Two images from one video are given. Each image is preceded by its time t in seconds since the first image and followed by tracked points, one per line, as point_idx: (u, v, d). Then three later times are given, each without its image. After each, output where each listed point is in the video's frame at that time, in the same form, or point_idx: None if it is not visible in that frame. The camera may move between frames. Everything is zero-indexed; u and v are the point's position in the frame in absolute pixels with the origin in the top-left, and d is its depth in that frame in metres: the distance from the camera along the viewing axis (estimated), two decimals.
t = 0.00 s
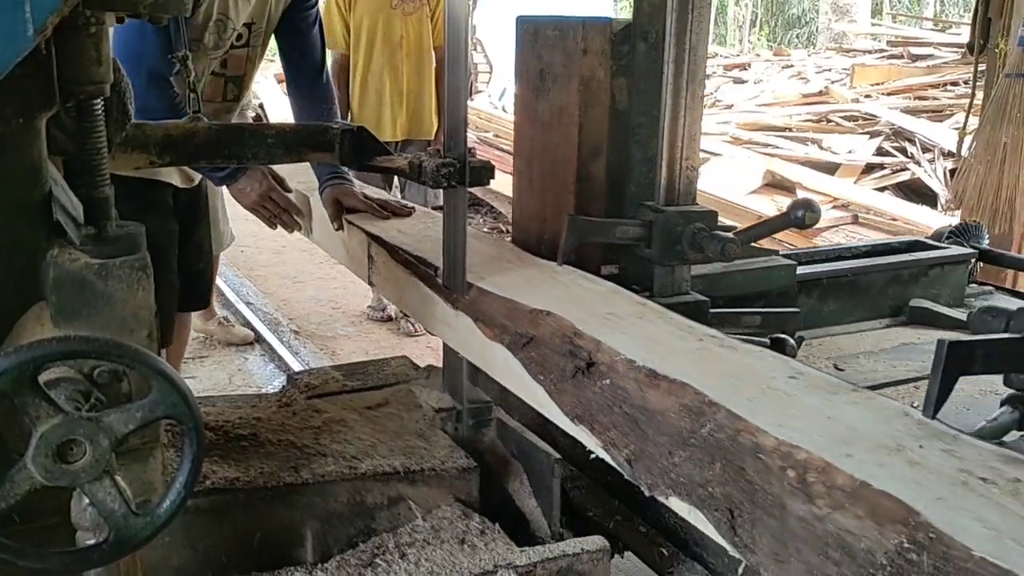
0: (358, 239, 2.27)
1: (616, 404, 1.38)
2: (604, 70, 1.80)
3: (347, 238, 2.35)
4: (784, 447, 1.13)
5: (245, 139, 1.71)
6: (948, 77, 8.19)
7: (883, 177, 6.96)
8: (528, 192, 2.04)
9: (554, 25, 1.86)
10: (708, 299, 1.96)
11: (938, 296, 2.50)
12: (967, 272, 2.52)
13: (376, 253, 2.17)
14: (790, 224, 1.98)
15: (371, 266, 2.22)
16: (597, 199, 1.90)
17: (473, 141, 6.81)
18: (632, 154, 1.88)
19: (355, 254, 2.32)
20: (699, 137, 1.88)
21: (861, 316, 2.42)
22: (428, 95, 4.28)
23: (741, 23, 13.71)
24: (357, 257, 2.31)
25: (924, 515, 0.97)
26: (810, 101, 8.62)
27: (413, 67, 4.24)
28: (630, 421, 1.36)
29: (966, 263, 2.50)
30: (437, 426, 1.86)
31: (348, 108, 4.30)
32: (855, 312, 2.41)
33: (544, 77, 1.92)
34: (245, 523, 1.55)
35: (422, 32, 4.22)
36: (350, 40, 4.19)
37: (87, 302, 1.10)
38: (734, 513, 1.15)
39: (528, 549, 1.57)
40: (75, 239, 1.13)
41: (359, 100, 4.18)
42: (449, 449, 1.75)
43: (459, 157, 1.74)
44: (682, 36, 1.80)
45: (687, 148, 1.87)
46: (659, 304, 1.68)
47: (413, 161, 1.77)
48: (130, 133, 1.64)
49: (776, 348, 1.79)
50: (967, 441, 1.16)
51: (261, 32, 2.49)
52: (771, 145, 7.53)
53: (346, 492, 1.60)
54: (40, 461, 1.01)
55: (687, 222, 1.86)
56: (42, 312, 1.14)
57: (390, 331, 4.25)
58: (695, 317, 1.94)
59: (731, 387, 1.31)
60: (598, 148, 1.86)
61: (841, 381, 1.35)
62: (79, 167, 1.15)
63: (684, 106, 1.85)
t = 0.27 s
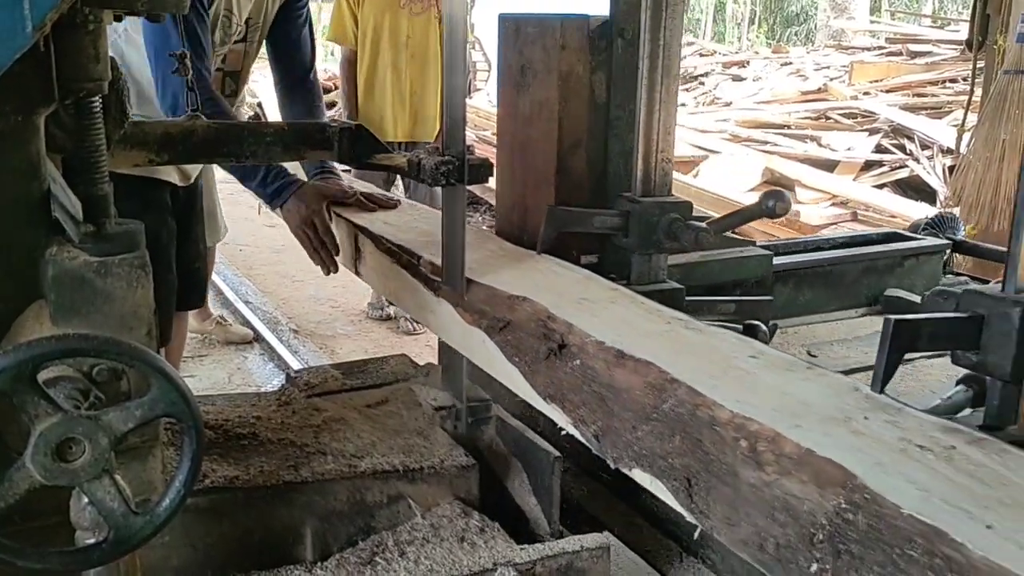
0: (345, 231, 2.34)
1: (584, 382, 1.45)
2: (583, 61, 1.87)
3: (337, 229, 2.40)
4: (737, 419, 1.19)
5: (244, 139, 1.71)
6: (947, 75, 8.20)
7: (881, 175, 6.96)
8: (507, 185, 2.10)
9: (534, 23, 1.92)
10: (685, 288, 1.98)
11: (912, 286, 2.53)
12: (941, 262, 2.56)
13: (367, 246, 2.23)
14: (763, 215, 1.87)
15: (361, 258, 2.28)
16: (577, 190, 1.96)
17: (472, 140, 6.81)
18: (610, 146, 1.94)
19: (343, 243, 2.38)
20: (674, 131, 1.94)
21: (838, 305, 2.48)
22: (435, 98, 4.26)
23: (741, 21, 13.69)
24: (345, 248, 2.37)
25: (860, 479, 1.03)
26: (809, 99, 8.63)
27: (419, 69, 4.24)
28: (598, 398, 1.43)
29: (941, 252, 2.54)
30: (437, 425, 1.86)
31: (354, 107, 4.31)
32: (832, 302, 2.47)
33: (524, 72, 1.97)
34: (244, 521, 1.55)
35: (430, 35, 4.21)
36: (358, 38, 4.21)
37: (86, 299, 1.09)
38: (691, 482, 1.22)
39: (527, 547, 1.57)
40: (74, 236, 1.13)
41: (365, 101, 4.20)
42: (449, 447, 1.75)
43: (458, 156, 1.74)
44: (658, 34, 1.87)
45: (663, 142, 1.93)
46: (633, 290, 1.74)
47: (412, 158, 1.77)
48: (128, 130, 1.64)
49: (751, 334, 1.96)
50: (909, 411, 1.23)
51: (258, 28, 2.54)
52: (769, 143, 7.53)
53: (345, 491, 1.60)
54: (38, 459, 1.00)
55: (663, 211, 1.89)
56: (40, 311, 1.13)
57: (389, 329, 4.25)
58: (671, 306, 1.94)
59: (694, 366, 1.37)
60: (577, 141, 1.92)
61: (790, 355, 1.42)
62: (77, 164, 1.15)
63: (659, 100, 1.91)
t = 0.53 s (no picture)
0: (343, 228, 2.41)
1: (554, 365, 1.54)
2: (562, 60, 1.99)
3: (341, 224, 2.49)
4: (694, 394, 1.27)
5: (241, 137, 1.71)
6: (944, 72, 8.21)
7: (878, 172, 6.97)
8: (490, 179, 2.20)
9: (512, 21, 2.00)
10: (660, 277, 2.12)
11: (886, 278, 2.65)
12: (913, 255, 2.69)
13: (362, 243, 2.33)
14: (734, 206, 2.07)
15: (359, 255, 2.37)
16: (555, 182, 2.07)
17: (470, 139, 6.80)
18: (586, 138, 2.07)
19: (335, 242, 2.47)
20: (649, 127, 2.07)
21: (814, 296, 2.61)
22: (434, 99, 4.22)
23: (738, 20, 13.69)
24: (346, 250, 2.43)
25: (803, 447, 1.11)
26: (806, 97, 8.64)
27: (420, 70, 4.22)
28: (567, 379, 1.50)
29: (916, 245, 2.67)
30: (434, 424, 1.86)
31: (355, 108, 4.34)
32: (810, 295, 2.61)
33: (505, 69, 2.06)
34: (242, 522, 1.55)
35: (433, 36, 4.21)
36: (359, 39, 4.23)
37: (81, 299, 1.09)
38: (651, 456, 1.29)
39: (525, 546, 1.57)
40: (69, 235, 1.13)
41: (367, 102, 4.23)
42: (446, 446, 1.75)
43: (454, 154, 1.74)
44: (631, 31, 2.01)
45: (637, 135, 2.07)
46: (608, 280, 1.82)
47: (408, 157, 1.76)
48: (123, 130, 1.63)
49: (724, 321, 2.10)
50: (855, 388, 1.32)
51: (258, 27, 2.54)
52: (766, 141, 7.53)
53: (343, 490, 1.60)
54: (34, 460, 1.00)
55: (639, 203, 2.03)
56: (35, 312, 1.13)
57: (386, 328, 4.25)
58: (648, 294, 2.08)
59: (661, 349, 1.44)
60: (555, 137, 2.03)
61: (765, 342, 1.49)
62: (72, 163, 1.15)
63: (635, 95, 2.05)
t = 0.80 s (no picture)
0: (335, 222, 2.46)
1: (526, 349, 1.64)
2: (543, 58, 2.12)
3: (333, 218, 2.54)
4: (671, 385, 1.32)
5: (236, 135, 1.70)
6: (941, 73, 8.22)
7: (876, 172, 6.97)
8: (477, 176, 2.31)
9: (494, 24, 2.14)
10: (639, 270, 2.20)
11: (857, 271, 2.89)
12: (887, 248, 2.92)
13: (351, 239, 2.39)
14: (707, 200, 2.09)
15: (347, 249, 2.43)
16: (536, 178, 2.18)
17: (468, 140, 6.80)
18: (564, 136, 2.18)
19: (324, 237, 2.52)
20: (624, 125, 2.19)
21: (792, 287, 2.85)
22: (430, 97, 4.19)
23: (736, 20, 13.69)
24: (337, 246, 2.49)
25: (751, 421, 1.20)
26: (803, 97, 8.65)
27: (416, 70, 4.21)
28: (538, 362, 1.61)
29: (890, 239, 2.90)
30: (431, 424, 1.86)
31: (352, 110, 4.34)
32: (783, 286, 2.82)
33: (487, 68, 2.20)
34: (238, 522, 1.55)
35: (429, 35, 4.19)
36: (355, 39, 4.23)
37: (76, 300, 1.09)
38: (616, 434, 1.41)
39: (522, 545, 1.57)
40: (64, 236, 1.13)
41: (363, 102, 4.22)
42: (442, 446, 1.75)
43: (450, 154, 1.74)
44: (608, 30, 2.12)
45: (615, 132, 2.18)
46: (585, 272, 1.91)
47: (404, 157, 1.76)
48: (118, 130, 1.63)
49: (698, 313, 2.14)
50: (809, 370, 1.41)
51: (256, 24, 2.55)
52: (762, 141, 7.54)
53: (339, 490, 1.60)
54: (29, 460, 1.00)
55: (615, 198, 2.13)
56: (30, 312, 1.13)
57: (383, 329, 4.25)
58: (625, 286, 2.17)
59: (627, 334, 1.54)
60: (534, 134, 2.15)
61: (756, 341, 1.54)
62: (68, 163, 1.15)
63: (611, 93, 2.16)
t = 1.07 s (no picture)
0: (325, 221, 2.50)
1: (503, 339, 1.65)
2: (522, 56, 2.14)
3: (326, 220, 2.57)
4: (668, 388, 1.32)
5: (234, 139, 1.71)
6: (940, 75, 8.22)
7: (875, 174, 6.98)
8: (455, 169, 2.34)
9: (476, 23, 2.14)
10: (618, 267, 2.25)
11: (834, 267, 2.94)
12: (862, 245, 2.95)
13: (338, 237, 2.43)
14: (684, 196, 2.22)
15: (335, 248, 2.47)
16: (515, 174, 2.21)
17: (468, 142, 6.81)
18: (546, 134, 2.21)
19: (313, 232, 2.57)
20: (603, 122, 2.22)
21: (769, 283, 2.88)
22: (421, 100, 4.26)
23: (735, 22, 13.69)
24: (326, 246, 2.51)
25: (708, 402, 1.21)
26: (803, 99, 8.66)
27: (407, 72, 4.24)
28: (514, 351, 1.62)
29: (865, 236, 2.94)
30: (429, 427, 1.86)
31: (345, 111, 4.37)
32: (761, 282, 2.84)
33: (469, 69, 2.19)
34: (236, 525, 1.55)
35: (419, 36, 4.21)
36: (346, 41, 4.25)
37: (76, 304, 1.09)
38: (583, 417, 1.43)
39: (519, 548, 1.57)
40: (63, 239, 1.13)
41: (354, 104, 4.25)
42: (440, 448, 1.75)
43: (448, 156, 1.74)
44: (586, 31, 2.15)
45: (593, 132, 2.22)
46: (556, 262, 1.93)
47: (403, 160, 1.76)
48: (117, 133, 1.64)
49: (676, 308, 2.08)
50: (766, 355, 1.42)
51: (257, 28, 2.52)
52: (761, 143, 7.53)
53: (337, 493, 1.60)
54: (28, 463, 1.00)
55: (596, 195, 2.16)
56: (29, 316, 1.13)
57: (383, 331, 4.25)
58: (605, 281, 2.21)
59: (594, 323, 1.54)
60: (516, 133, 2.18)
61: (717, 330, 1.53)
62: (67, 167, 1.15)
63: (590, 92, 2.18)
